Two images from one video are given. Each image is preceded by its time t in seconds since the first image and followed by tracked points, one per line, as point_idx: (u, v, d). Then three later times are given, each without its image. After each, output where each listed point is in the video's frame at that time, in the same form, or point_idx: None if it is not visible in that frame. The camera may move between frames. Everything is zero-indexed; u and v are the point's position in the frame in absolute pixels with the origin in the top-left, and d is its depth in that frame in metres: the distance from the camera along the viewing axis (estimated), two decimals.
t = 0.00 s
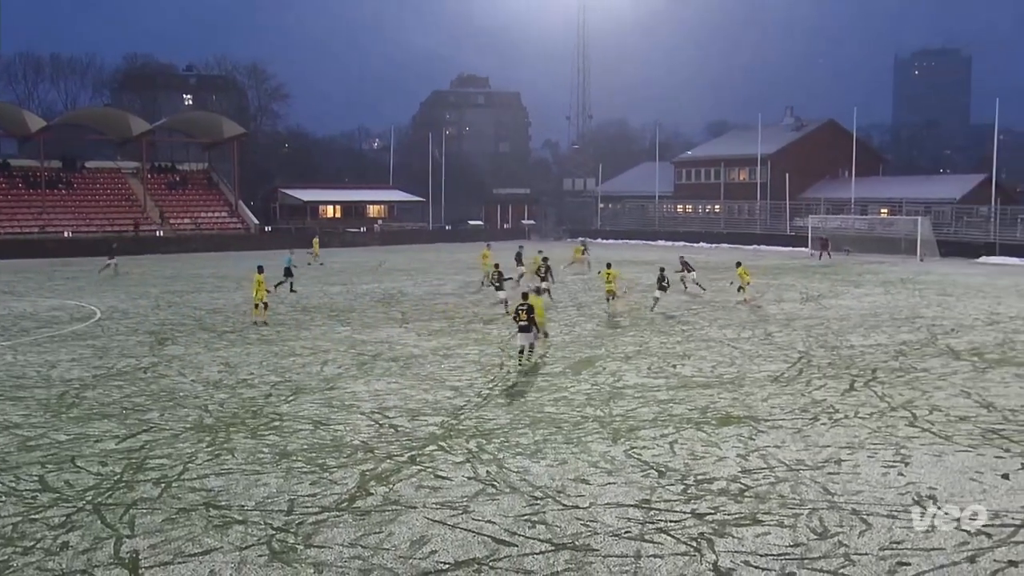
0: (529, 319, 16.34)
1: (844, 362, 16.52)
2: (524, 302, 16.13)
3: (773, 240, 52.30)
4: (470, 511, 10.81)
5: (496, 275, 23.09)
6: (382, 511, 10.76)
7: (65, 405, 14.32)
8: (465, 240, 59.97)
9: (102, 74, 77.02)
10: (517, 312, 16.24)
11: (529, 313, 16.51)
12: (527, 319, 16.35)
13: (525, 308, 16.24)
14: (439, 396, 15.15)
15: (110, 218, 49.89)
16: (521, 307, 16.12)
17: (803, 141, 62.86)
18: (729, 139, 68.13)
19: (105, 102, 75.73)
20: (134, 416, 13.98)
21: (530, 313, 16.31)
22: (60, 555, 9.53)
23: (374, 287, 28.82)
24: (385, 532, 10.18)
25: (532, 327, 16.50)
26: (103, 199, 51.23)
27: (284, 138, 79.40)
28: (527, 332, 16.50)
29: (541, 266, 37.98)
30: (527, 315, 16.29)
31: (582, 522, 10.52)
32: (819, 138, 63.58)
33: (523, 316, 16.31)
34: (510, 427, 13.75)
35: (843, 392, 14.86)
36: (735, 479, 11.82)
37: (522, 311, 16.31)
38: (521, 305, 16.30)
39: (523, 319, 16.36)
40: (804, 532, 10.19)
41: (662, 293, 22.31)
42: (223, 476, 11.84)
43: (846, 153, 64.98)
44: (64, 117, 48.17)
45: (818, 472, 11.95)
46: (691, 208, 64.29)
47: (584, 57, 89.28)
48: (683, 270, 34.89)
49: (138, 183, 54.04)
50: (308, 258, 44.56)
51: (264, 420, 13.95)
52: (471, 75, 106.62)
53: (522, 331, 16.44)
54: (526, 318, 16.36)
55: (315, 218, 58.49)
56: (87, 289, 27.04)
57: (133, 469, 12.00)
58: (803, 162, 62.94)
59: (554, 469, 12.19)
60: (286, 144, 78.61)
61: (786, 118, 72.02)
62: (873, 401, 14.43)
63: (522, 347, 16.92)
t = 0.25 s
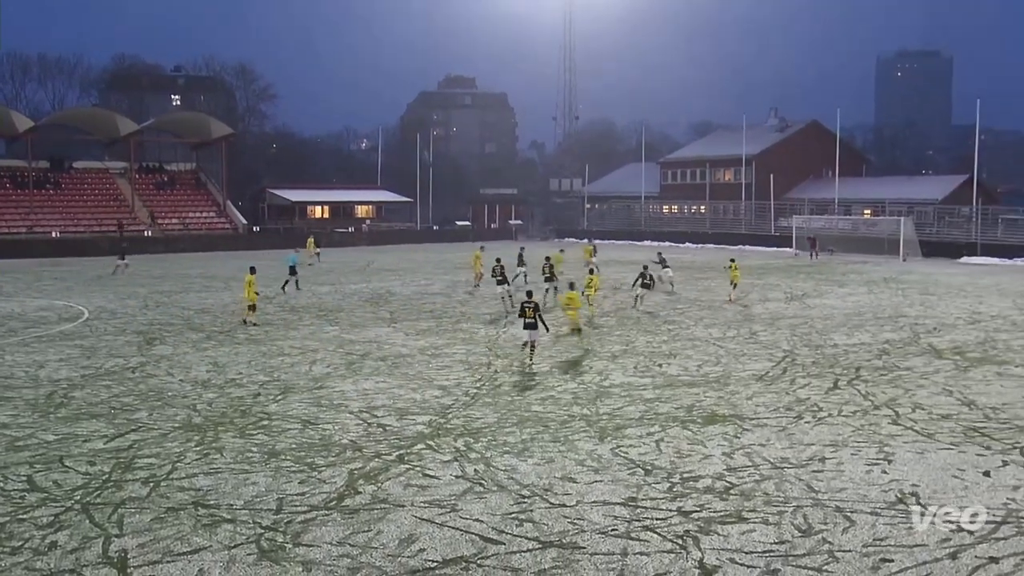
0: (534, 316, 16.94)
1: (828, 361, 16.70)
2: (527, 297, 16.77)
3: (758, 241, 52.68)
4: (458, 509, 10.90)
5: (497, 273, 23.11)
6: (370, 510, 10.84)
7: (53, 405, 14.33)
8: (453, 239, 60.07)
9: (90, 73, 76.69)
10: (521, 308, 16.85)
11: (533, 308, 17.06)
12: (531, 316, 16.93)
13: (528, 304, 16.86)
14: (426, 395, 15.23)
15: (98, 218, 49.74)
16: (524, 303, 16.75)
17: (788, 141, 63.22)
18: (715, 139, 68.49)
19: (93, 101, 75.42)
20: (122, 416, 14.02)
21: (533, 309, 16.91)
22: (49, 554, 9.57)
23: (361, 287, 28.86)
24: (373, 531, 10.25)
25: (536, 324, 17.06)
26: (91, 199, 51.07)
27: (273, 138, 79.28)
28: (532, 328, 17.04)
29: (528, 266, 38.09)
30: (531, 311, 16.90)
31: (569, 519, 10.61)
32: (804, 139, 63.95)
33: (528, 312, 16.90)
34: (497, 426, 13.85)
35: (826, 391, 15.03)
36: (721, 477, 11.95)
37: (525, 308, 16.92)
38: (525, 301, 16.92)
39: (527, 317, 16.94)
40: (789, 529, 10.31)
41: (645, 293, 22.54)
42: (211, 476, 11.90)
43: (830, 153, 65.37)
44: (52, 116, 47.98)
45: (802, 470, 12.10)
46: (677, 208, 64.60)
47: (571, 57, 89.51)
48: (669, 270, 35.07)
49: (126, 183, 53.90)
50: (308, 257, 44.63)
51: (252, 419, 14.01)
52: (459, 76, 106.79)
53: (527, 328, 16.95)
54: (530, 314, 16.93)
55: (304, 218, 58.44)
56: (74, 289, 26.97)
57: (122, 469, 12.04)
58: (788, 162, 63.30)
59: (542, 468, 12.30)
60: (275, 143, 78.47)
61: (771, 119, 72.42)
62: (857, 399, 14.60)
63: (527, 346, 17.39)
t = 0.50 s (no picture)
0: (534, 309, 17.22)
1: (815, 358, 16.86)
2: (528, 290, 17.05)
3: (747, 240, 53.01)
4: (449, 507, 11.00)
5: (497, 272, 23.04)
6: (361, 508, 10.93)
7: (43, 405, 14.37)
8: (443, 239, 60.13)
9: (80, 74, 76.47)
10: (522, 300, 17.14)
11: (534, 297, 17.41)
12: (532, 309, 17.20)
13: (530, 298, 17.15)
14: (417, 393, 15.34)
15: (89, 217, 49.61)
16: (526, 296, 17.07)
17: (775, 141, 63.56)
18: (703, 140, 68.85)
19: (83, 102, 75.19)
20: (114, 414, 14.08)
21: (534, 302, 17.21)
22: (40, 552, 9.64)
23: (350, 286, 28.87)
24: (365, 528, 10.33)
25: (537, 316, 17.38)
26: (83, 199, 50.97)
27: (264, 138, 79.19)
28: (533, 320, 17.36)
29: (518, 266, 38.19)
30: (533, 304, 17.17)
31: (558, 517, 10.71)
32: (790, 139, 64.30)
33: (530, 305, 17.18)
34: (488, 424, 13.96)
35: (813, 388, 15.19)
36: (709, 473, 12.08)
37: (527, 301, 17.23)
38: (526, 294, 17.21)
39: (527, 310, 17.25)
40: (776, 525, 10.43)
41: (634, 289, 22.72)
42: (203, 474, 11.97)
43: (816, 154, 65.74)
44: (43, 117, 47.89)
45: (790, 467, 12.24)
46: (665, 207, 64.90)
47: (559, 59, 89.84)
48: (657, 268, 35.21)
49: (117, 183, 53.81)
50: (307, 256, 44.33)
51: (243, 418, 14.08)
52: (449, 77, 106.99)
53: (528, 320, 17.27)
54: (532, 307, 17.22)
55: (295, 218, 58.41)
56: (65, 289, 26.88)
57: (113, 467, 12.11)
58: (775, 162, 63.64)
59: (531, 465, 12.41)
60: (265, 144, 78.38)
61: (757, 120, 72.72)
62: (843, 396, 14.76)
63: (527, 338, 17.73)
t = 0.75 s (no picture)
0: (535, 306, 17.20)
1: (799, 357, 17.09)
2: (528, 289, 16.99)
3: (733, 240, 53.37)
4: (438, 504, 11.14)
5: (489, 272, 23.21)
6: (351, 505, 11.07)
7: (35, 403, 14.45)
8: (432, 239, 60.26)
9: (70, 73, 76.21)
10: (522, 299, 17.17)
11: (534, 294, 17.46)
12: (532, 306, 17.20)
13: (531, 296, 17.11)
14: (406, 392, 15.49)
15: (80, 217, 49.50)
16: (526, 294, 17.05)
17: (760, 142, 63.97)
18: (689, 141, 69.23)
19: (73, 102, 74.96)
20: (105, 413, 14.17)
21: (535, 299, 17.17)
22: (32, 550, 9.75)
23: (340, 285, 28.98)
24: (355, 525, 10.47)
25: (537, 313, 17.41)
26: (73, 199, 50.84)
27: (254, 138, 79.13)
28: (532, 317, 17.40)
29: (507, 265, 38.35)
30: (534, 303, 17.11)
31: (546, 513, 10.86)
32: (775, 140, 64.71)
33: (529, 304, 17.15)
34: (476, 422, 14.11)
35: (797, 386, 15.42)
36: (695, 470, 12.26)
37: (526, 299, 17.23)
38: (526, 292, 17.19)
39: (526, 307, 17.30)
40: (761, 521, 10.58)
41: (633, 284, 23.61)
42: (194, 472, 12.09)
43: (800, 155, 66.18)
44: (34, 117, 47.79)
45: (774, 463, 12.43)
46: (651, 208, 65.24)
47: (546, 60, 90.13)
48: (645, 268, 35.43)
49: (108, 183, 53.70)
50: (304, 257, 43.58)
51: (234, 416, 14.20)
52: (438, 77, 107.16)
53: (527, 317, 17.35)
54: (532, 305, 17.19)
55: (285, 218, 58.41)
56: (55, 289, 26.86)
57: (105, 466, 12.21)
58: (760, 163, 64.06)
59: (520, 463, 12.57)
60: (255, 144, 78.33)
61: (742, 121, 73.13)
62: (827, 394, 14.99)
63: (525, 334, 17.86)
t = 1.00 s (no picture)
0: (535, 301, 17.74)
1: (785, 354, 17.31)
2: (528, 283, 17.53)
3: (721, 239, 53.66)
4: (429, 500, 11.28)
5: (481, 270, 23.39)
6: (344, 502, 11.21)
7: (29, 402, 14.55)
8: (422, 238, 60.37)
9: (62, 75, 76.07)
10: (522, 294, 17.71)
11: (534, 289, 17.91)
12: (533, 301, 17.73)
13: (531, 291, 17.65)
14: (398, 390, 15.64)
15: (73, 217, 49.41)
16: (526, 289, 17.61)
17: (747, 143, 64.36)
18: (677, 142, 69.60)
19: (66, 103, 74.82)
20: (99, 412, 14.28)
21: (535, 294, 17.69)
22: (26, 547, 9.86)
23: (332, 284, 29.09)
24: (346, 522, 10.59)
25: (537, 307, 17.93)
26: (66, 199, 50.77)
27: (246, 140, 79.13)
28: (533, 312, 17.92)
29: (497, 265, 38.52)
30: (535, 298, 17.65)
31: (536, 509, 10.99)
32: (762, 141, 65.11)
33: (529, 299, 17.70)
34: (467, 419, 14.27)
35: (784, 382, 15.64)
36: (683, 466, 12.44)
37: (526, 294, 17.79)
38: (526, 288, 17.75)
39: (526, 302, 17.83)
40: (748, 515, 10.71)
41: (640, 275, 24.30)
42: (187, 470, 12.21)
43: (787, 155, 66.60)
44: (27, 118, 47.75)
45: (761, 459, 12.60)
46: (639, 208, 65.55)
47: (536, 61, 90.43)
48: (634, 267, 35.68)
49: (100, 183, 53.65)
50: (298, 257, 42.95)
51: (227, 414, 14.32)
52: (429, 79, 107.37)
53: (527, 312, 17.87)
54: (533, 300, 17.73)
55: (277, 218, 58.42)
56: (48, 288, 26.87)
57: (98, 464, 12.33)
58: (747, 163, 64.45)
59: (510, 459, 12.72)
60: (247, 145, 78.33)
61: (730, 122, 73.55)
62: (812, 391, 15.21)
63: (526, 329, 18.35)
